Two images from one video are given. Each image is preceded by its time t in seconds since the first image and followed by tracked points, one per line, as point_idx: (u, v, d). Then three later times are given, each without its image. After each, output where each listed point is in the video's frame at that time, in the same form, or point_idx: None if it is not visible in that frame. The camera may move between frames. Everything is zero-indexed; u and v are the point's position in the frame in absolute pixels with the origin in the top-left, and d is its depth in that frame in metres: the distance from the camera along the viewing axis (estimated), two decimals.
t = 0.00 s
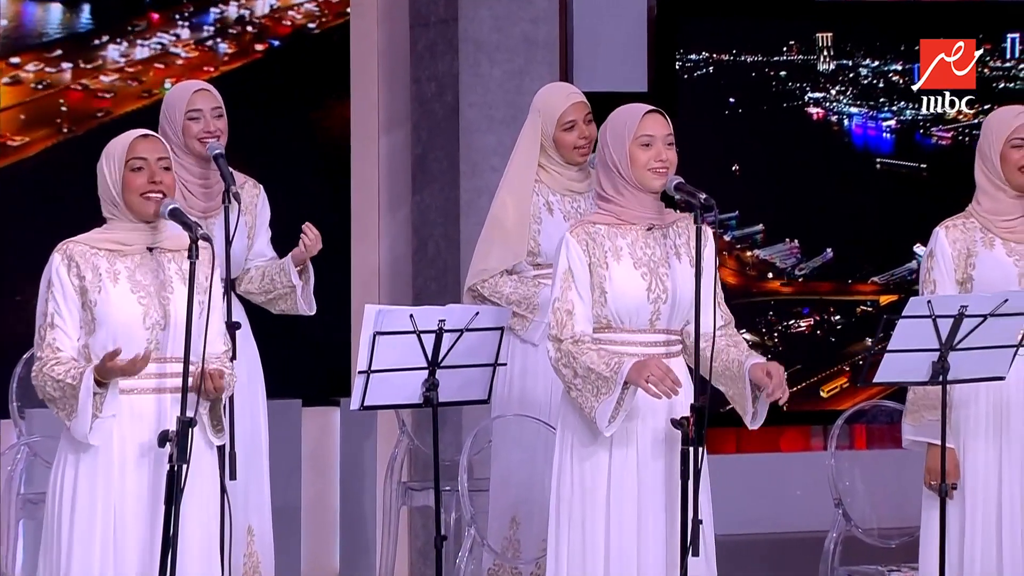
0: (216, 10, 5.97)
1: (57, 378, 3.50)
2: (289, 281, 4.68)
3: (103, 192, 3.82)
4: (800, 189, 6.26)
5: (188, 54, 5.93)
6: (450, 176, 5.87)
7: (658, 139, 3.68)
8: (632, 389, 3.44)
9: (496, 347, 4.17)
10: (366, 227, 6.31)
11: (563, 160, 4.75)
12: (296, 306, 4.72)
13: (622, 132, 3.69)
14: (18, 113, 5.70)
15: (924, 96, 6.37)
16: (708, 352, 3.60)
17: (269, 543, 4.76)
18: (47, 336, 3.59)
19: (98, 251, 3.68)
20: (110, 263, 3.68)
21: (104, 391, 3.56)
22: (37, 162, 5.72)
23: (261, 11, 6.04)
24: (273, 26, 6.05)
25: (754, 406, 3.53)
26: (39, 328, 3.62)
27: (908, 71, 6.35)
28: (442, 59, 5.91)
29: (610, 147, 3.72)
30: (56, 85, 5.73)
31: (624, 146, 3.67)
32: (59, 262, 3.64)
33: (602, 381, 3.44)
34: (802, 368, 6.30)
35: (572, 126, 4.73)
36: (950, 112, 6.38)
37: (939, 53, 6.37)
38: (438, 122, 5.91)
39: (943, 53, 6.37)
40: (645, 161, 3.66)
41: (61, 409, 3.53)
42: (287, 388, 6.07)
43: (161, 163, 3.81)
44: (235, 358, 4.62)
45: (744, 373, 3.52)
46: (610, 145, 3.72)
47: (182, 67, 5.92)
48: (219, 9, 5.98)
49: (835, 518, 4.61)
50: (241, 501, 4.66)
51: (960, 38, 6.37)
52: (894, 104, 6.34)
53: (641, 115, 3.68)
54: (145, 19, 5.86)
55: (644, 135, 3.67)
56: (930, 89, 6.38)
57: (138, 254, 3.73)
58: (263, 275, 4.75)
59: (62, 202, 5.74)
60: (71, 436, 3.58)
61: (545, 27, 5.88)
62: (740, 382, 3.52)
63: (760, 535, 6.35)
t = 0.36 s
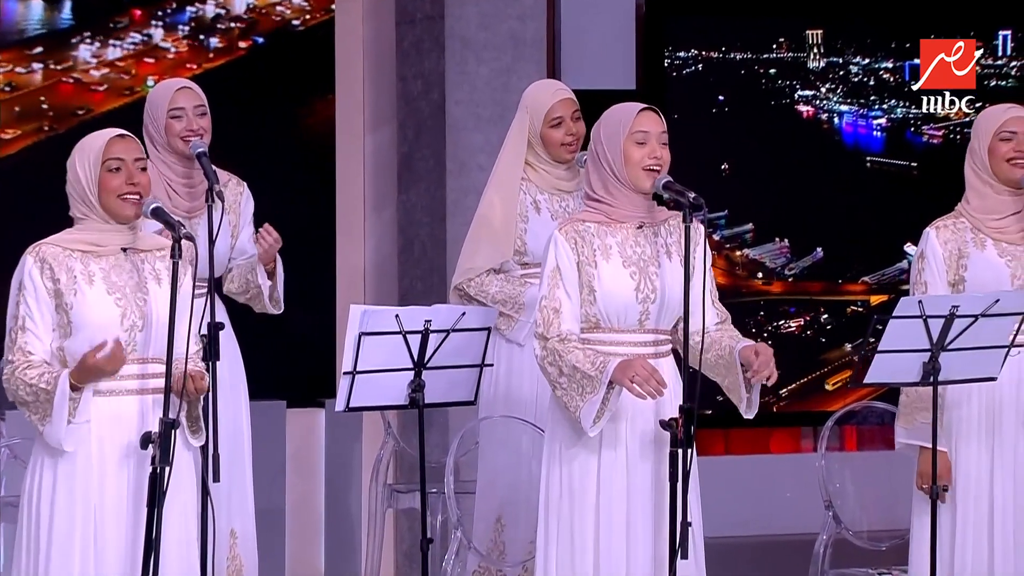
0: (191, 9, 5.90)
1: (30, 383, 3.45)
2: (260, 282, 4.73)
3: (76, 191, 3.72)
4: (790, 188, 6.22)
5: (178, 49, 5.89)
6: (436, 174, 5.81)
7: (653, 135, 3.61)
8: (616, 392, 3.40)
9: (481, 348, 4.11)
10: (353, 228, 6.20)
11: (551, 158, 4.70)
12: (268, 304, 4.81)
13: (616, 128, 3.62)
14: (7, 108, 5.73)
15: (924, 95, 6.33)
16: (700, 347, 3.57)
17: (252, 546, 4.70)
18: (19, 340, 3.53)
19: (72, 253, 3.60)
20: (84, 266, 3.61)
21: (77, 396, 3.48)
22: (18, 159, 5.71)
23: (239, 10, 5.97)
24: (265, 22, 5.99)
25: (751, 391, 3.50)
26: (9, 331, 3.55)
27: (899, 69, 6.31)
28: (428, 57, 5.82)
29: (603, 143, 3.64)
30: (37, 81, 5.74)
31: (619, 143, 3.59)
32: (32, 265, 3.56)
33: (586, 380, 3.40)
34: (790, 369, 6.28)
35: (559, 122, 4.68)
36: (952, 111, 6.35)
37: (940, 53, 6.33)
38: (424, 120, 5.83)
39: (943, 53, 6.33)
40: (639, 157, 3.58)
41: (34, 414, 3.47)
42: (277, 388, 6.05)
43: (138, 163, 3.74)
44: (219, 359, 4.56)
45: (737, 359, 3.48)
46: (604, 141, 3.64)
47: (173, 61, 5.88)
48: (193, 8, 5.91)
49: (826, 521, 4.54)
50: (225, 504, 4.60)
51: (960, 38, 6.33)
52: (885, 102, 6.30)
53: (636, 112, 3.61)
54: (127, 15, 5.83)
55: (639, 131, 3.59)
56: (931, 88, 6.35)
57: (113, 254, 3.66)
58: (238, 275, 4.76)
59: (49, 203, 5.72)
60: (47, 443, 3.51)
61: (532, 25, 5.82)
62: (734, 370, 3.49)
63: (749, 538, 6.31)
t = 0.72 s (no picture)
0: (170, 8, 5.79)
1: (12, 390, 3.39)
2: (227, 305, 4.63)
3: (53, 192, 3.64)
4: (782, 187, 6.18)
5: (168, 44, 5.78)
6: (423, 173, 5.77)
7: (641, 133, 3.53)
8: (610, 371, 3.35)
9: (470, 348, 4.05)
10: (339, 227, 6.14)
11: (544, 150, 4.62)
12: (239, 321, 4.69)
13: (606, 127, 3.55)
14: None
15: (923, 95, 6.28)
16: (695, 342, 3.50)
17: (237, 549, 4.64)
18: None
19: (50, 254, 3.53)
20: (63, 266, 3.54)
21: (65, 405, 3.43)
22: None
23: (216, 11, 5.85)
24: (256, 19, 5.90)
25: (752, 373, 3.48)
26: None
27: (892, 67, 6.25)
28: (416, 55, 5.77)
29: (594, 145, 3.57)
30: (20, 78, 5.58)
31: (607, 144, 3.53)
32: (10, 268, 3.49)
33: (578, 363, 3.34)
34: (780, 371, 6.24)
35: (551, 110, 4.59)
36: (950, 111, 6.30)
37: (939, 53, 6.29)
38: (411, 117, 5.77)
39: (943, 53, 6.29)
40: (628, 158, 3.52)
41: (19, 419, 3.41)
42: (264, 391, 5.96)
43: (118, 162, 3.71)
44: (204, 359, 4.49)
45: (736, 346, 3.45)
46: (594, 142, 3.58)
47: (165, 55, 5.79)
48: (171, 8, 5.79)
49: (817, 523, 4.55)
50: (208, 505, 4.54)
51: (960, 38, 6.30)
52: (877, 100, 6.24)
53: (624, 112, 3.54)
54: (110, 12, 5.71)
55: (628, 130, 3.52)
56: (930, 88, 6.29)
57: (90, 253, 3.60)
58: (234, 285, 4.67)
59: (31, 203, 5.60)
60: (29, 450, 3.44)
61: (521, 23, 5.82)
62: (733, 360, 3.45)
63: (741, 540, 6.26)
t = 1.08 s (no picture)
0: (147, 8, 5.72)
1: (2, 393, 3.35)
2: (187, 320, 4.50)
3: (38, 191, 3.55)
4: (774, 187, 6.13)
5: (160, 39, 5.74)
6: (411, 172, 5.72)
7: (634, 136, 3.46)
8: (610, 335, 3.29)
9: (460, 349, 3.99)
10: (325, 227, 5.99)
11: (543, 146, 4.55)
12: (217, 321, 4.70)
13: (598, 128, 3.48)
14: None
15: (923, 96, 6.24)
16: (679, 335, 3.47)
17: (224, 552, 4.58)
18: None
19: (33, 255, 3.47)
20: (48, 267, 3.47)
21: (59, 408, 3.40)
22: None
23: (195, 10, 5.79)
24: (249, 13, 5.85)
25: (733, 341, 3.43)
26: None
27: (885, 65, 6.20)
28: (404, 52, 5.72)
29: (586, 143, 3.51)
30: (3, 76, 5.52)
31: (599, 144, 3.47)
32: None
33: (582, 333, 3.26)
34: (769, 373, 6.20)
35: (554, 107, 4.52)
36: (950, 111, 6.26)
37: (939, 53, 6.25)
38: (399, 118, 5.65)
39: (943, 53, 6.26)
40: (620, 159, 3.45)
41: (8, 423, 3.35)
42: (252, 392, 5.90)
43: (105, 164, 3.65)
44: (189, 362, 4.40)
45: (719, 320, 3.42)
46: (587, 142, 3.52)
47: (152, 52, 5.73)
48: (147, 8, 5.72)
49: (810, 526, 4.47)
50: (194, 507, 4.48)
51: (960, 38, 6.26)
52: (870, 99, 6.20)
53: (617, 113, 3.48)
54: (94, 9, 5.65)
55: (620, 132, 3.46)
56: (930, 88, 6.25)
57: (74, 253, 3.53)
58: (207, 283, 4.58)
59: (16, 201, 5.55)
60: (19, 452, 3.37)
61: (510, 20, 5.80)
62: (716, 336, 3.41)
63: (733, 543, 6.21)
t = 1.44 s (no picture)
0: (123, 8, 5.60)
1: None
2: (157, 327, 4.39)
3: (27, 189, 3.45)
4: (766, 186, 6.08)
5: (153, 34, 5.64)
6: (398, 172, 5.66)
7: (626, 137, 3.41)
8: (605, 334, 3.21)
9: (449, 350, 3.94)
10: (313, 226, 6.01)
11: (538, 147, 4.48)
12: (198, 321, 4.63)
13: (591, 128, 3.43)
14: None
15: (923, 95, 6.19)
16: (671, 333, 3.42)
17: (213, 556, 4.52)
18: None
19: (20, 252, 3.39)
20: (37, 266, 3.40)
21: (53, 412, 3.36)
22: None
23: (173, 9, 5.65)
24: (238, 10, 5.78)
25: (729, 341, 3.37)
26: None
27: (878, 63, 6.16)
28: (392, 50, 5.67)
29: (578, 143, 3.46)
30: None
31: (591, 145, 3.41)
32: None
33: (574, 331, 3.20)
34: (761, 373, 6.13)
35: (550, 107, 4.45)
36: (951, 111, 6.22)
37: (939, 53, 6.21)
38: (387, 116, 5.63)
39: (943, 52, 6.22)
40: (612, 161, 3.40)
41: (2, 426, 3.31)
42: (239, 394, 5.83)
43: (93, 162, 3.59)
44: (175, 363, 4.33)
45: (712, 317, 3.37)
46: (579, 142, 3.46)
47: (138, 50, 5.62)
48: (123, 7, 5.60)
49: (802, 529, 4.43)
50: (182, 509, 4.42)
51: (960, 38, 6.22)
52: (863, 97, 6.15)
53: (610, 112, 3.42)
54: (79, 5, 5.52)
55: (612, 133, 3.40)
56: (931, 88, 6.21)
57: (62, 252, 3.47)
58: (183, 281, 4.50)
59: None
60: (11, 456, 3.31)
61: (499, 17, 5.75)
62: (710, 333, 3.36)
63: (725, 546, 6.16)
